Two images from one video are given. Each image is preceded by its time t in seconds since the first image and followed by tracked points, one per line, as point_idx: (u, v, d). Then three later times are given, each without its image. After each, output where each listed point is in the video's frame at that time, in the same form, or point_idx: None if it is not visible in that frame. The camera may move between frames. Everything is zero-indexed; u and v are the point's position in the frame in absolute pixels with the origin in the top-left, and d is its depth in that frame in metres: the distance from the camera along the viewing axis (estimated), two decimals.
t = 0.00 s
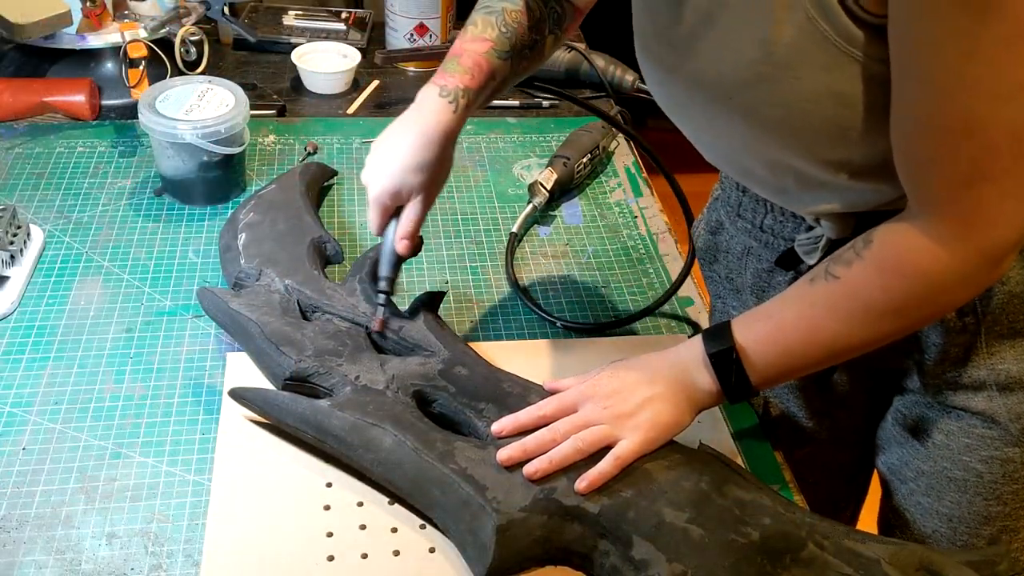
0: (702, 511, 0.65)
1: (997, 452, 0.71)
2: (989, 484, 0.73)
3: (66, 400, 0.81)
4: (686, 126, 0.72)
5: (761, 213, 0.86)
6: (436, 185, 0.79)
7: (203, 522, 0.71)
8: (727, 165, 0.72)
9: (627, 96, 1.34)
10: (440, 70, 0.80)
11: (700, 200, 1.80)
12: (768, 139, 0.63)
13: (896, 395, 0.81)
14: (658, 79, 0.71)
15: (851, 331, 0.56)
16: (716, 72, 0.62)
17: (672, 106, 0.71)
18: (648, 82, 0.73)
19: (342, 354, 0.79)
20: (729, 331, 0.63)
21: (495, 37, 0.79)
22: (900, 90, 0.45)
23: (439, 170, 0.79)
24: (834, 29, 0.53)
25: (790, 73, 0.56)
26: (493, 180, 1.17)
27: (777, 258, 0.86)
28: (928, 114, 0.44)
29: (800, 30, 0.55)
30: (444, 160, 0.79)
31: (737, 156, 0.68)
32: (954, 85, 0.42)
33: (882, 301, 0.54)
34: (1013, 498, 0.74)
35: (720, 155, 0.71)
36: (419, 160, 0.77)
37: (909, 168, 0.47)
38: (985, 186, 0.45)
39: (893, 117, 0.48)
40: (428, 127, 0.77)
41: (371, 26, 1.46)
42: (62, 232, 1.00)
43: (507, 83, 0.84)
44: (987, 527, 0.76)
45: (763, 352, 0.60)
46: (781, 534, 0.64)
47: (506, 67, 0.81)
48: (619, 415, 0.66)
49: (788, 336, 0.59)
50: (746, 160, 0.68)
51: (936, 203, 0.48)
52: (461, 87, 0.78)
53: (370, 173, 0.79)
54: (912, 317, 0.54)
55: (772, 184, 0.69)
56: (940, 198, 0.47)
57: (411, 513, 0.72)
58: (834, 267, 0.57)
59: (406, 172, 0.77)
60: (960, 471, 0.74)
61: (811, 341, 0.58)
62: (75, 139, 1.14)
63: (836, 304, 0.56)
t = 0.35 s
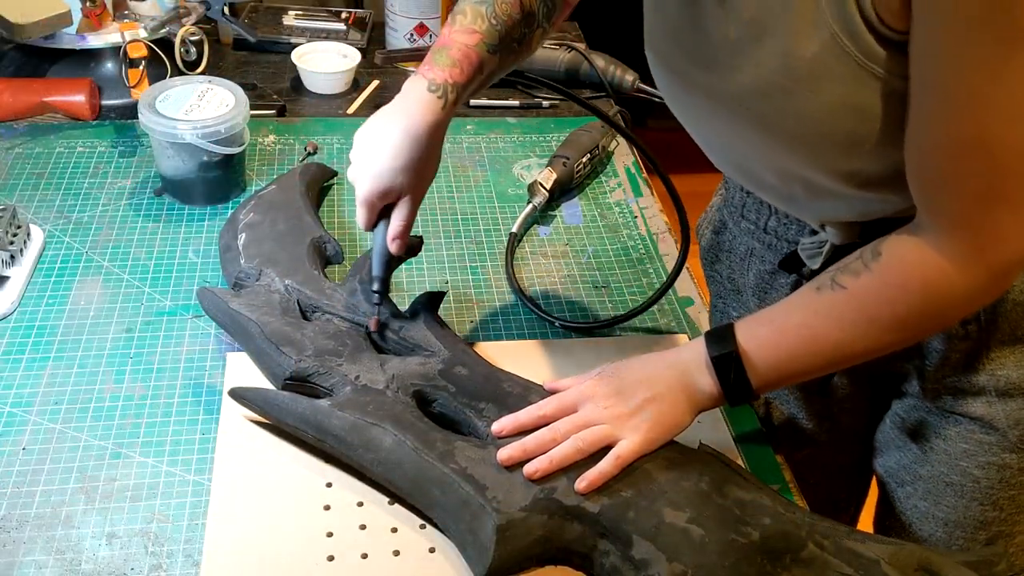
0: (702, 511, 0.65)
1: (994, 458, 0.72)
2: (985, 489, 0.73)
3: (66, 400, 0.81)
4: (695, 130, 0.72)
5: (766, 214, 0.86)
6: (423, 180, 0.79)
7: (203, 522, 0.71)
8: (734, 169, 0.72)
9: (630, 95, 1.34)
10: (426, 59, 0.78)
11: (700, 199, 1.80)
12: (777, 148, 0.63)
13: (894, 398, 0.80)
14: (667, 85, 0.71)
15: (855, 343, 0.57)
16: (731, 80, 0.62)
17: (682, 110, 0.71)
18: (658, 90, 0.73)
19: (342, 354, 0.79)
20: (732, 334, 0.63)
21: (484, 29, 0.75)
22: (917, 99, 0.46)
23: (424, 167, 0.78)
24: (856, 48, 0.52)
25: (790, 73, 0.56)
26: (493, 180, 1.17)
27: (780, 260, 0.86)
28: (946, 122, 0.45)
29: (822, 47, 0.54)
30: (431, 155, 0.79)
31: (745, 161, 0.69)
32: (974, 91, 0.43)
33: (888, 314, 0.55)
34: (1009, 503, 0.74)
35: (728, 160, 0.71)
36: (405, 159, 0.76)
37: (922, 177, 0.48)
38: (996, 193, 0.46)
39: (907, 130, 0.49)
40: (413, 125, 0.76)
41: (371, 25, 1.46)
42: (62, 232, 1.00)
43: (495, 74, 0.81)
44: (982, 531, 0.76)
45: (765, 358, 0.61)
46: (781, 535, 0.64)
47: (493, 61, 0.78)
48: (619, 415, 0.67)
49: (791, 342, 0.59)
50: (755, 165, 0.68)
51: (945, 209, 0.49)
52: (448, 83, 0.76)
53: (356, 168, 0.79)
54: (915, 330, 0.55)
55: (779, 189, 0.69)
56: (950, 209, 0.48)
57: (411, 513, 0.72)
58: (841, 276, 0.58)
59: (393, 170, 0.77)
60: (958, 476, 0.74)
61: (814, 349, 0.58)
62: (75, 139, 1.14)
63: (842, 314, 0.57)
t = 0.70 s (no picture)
0: (702, 511, 0.65)
1: (989, 460, 0.70)
2: (980, 491, 0.72)
3: (66, 400, 0.81)
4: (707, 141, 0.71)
5: (766, 214, 0.85)
6: (417, 182, 0.74)
7: (203, 522, 0.71)
8: (745, 181, 0.71)
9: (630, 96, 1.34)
10: (416, 53, 0.72)
11: (700, 199, 1.80)
12: (791, 160, 0.62)
13: (891, 398, 0.81)
14: (679, 94, 0.69)
15: (862, 354, 0.57)
16: (744, 85, 0.61)
17: (693, 120, 0.70)
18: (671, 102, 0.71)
19: (342, 354, 0.79)
20: (738, 340, 0.62)
21: (477, 20, 0.70)
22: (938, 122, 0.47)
23: (419, 166, 0.72)
24: (880, 68, 0.51)
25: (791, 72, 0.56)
26: (493, 180, 1.17)
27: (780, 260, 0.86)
28: (964, 148, 0.45)
29: (845, 66, 0.53)
30: (426, 152, 0.72)
31: (757, 173, 0.68)
32: (994, 117, 0.44)
33: (895, 328, 0.55)
34: (1003, 506, 0.73)
35: (739, 172, 0.70)
36: (398, 162, 0.71)
37: (937, 195, 0.48)
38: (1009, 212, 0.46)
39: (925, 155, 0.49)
40: (405, 123, 0.69)
41: (371, 25, 1.46)
42: (62, 232, 1.00)
43: (486, 64, 0.76)
44: (976, 534, 0.75)
45: (771, 365, 0.61)
46: (781, 535, 0.64)
47: (486, 52, 0.73)
48: (619, 415, 0.67)
49: (796, 349, 0.59)
50: (765, 177, 0.67)
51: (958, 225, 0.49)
52: (441, 79, 0.70)
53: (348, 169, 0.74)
54: (920, 343, 0.56)
55: (787, 201, 0.69)
56: (962, 226, 0.48)
57: (411, 512, 0.72)
58: (849, 288, 0.58)
59: (387, 173, 0.71)
60: (952, 478, 0.73)
61: (819, 357, 0.59)
62: (75, 139, 1.14)
63: (849, 327, 0.57)
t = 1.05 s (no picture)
0: (702, 511, 0.65)
1: (990, 462, 0.70)
2: (981, 492, 0.72)
3: (66, 400, 0.81)
4: (720, 152, 0.70)
5: (767, 217, 0.85)
6: (407, 188, 0.70)
7: (203, 522, 0.71)
8: (756, 194, 0.70)
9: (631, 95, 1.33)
10: (403, 60, 0.68)
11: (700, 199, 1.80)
12: (805, 177, 0.62)
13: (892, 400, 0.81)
14: (692, 105, 0.68)
15: (867, 366, 0.58)
16: (748, 89, 0.61)
17: (706, 132, 0.69)
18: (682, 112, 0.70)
19: (342, 354, 0.80)
20: (739, 343, 0.63)
21: (464, 22, 0.67)
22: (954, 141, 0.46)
23: (410, 178, 0.69)
24: (905, 96, 0.49)
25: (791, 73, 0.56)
26: (493, 180, 1.17)
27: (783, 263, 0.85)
28: (975, 162, 0.45)
29: (856, 76, 0.52)
30: (415, 159, 0.68)
31: (769, 186, 0.67)
32: (1007, 146, 0.43)
33: (899, 341, 0.56)
34: (1004, 507, 0.72)
35: (751, 184, 0.69)
36: (386, 172, 0.67)
37: (947, 203, 0.48)
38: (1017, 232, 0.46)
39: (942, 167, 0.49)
40: (395, 136, 0.66)
41: (371, 25, 1.46)
42: (62, 232, 1.00)
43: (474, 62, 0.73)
44: (977, 535, 0.74)
45: (778, 374, 0.61)
46: (782, 534, 0.64)
47: (473, 53, 0.70)
48: (620, 416, 0.67)
49: (800, 358, 0.60)
50: (776, 191, 0.67)
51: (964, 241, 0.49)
52: (431, 88, 0.67)
53: (334, 178, 0.70)
54: (924, 356, 0.56)
55: (797, 213, 0.69)
56: (967, 235, 0.48)
57: (411, 512, 0.71)
58: (856, 298, 0.58)
59: (374, 183, 0.68)
60: (953, 479, 0.73)
61: (823, 368, 0.59)
62: (75, 139, 1.14)
63: (853, 338, 0.57)
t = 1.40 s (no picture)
0: (702, 511, 0.65)
1: (994, 466, 0.70)
2: (984, 497, 0.72)
3: (66, 400, 0.81)
4: (726, 159, 0.69)
5: (770, 223, 0.84)
6: (400, 184, 0.70)
7: (203, 522, 0.71)
8: (761, 201, 0.70)
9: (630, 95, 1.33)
10: (400, 55, 0.67)
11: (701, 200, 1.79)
12: (811, 185, 0.62)
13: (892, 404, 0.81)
14: (697, 111, 0.68)
15: (868, 373, 0.58)
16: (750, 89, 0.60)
17: (712, 138, 0.68)
18: (688, 118, 0.70)
19: (342, 354, 0.80)
20: (740, 346, 0.63)
21: (466, 21, 0.66)
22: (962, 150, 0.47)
23: (401, 174, 0.69)
24: (917, 108, 0.50)
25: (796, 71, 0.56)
26: (493, 180, 1.17)
27: (784, 269, 0.85)
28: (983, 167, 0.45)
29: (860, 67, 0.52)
30: (409, 156, 0.68)
31: (774, 193, 0.67)
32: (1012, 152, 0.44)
33: (902, 349, 0.56)
34: (1008, 510, 0.72)
35: (756, 190, 0.69)
36: (378, 167, 0.67)
37: (954, 210, 0.48)
38: None
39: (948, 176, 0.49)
40: (389, 133, 0.66)
41: (371, 25, 1.46)
42: (62, 232, 1.00)
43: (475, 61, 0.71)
44: (982, 537, 0.74)
45: (781, 379, 0.61)
46: (781, 534, 0.64)
47: (473, 53, 0.68)
48: (620, 416, 0.67)
49: (801, 363, 0.60)
50: (782, 197, 0.67)
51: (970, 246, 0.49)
52: (427, 85, 0.67)
53: (327, 169, 0.70)
54: (926, 364, 0.56)
55: (801, 220, 0.68)
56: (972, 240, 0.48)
57: (411, 512, 0.71)
58: (859, 305, 0.58)
59: (366, 178, 0.67)
60: (957, 484, 0.73)
61: (824, 374, 0.59)
62: (75, 139, 1.14)
63: (855, 346, 0.57)
